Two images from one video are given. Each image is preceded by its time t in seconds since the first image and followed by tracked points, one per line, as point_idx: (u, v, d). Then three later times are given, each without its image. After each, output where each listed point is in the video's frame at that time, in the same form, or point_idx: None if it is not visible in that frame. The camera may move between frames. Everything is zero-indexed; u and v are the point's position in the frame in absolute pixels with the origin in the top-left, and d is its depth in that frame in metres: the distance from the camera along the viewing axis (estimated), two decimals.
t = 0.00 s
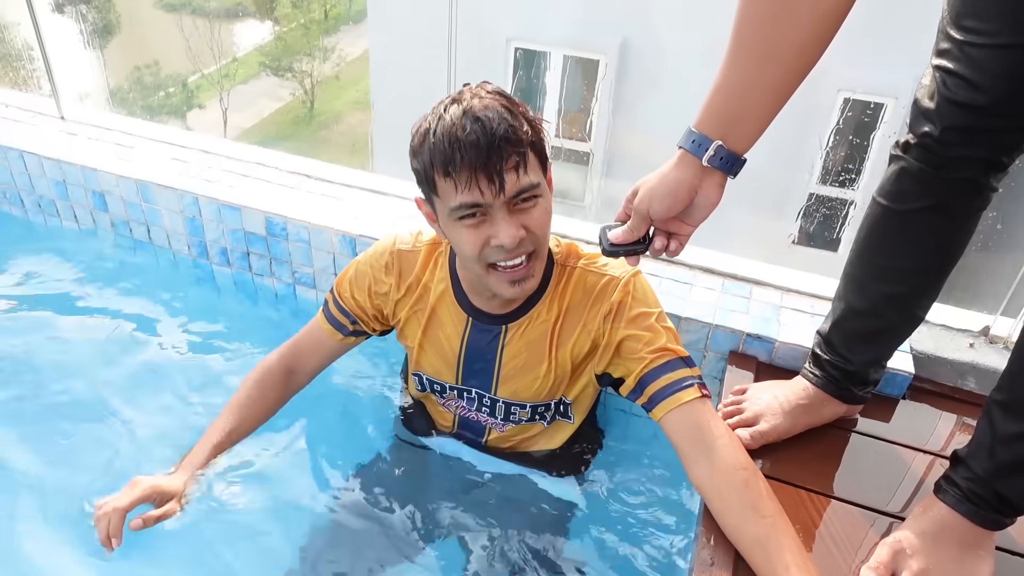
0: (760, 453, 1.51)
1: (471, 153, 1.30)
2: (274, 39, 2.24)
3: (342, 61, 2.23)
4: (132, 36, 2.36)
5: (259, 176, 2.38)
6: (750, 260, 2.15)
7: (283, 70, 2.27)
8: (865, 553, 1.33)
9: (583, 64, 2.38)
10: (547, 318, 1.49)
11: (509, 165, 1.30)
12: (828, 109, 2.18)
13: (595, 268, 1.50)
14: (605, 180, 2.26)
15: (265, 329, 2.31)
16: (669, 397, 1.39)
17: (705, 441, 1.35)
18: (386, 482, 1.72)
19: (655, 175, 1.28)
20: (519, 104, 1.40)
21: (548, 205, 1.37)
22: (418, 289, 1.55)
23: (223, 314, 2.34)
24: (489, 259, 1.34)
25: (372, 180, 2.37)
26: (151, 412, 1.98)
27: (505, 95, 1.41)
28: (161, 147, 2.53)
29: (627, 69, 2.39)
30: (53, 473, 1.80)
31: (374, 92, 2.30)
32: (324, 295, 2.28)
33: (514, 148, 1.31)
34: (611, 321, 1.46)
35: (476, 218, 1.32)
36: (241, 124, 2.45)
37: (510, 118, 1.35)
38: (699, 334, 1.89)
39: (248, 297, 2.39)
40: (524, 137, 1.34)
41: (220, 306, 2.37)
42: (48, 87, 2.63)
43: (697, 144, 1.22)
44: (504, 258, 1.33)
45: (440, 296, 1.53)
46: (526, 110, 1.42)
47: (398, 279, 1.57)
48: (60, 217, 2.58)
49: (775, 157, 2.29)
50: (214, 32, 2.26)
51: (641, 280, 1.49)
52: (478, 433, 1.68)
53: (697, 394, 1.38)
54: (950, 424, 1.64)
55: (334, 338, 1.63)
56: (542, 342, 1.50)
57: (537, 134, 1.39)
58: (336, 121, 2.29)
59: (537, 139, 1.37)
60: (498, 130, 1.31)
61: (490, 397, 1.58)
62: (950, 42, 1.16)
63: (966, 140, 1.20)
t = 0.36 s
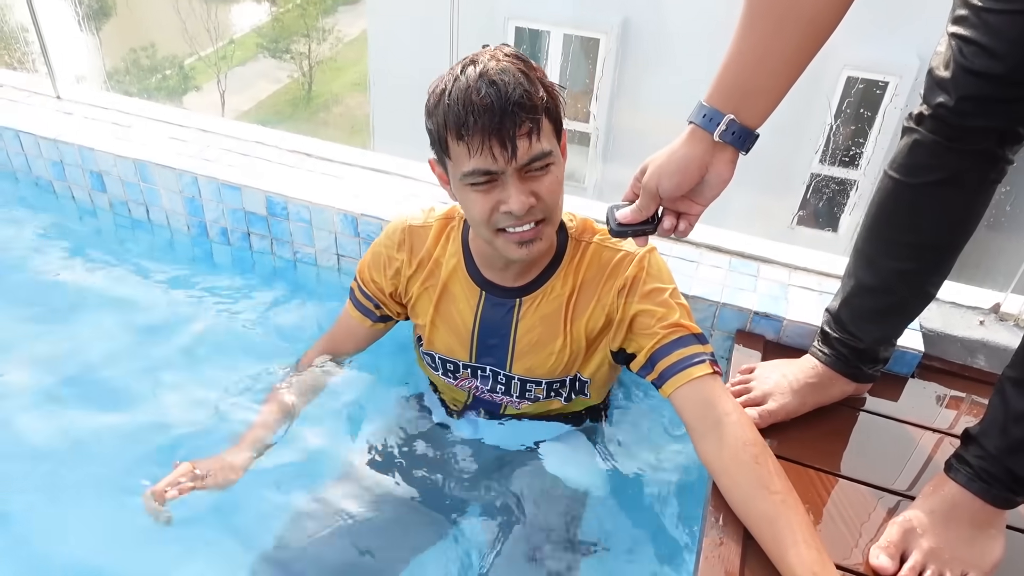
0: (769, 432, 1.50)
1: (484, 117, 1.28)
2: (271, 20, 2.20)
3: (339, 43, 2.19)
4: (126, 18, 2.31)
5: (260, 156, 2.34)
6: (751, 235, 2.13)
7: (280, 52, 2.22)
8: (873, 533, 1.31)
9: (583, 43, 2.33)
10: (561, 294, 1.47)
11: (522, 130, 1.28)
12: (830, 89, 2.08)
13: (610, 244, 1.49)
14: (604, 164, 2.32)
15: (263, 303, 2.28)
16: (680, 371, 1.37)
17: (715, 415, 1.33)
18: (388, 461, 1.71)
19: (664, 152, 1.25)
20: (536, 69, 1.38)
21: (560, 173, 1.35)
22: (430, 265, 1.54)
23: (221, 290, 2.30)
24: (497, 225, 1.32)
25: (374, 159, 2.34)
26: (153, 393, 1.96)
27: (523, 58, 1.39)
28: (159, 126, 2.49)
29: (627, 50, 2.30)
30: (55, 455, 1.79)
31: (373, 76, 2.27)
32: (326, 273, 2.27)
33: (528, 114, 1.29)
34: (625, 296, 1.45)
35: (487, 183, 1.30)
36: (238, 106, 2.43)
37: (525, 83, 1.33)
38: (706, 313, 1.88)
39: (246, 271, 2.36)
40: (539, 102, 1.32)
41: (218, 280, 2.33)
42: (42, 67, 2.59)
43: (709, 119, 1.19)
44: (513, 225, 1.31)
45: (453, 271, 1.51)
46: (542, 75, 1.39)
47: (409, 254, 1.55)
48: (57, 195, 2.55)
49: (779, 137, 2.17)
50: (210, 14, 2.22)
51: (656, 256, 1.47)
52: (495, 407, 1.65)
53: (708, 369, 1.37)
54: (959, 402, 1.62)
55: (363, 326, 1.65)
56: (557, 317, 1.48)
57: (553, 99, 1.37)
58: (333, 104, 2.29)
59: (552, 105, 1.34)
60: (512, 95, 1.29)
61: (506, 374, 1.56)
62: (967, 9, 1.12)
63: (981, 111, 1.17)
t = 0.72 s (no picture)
0: (757, 433, 1.49)
1: (492, 98, 1.27)
2: (265, 13, 2.20)
3: (335, 36, 2.18)
4: (119, 10, 2.30)
5: (247, 148, 2.31)
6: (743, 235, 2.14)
7: (274, 45, 2.22)
8: (859, 533, 1.31)
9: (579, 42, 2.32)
10: (560, 292, 1.46)
11: (529, 113, 1.27)
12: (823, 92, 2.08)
13: (609, 246, 1.47)
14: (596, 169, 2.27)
15: (252, 305, 2.27)
16: (667, 371, 1.37)
17: (701, 415, 1.32)
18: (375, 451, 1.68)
19: (655, 143, 1.23)
20: (543, 59, 1.38)
21: (566, 161, 1.33)
22: (426, 261, 1.52)
23: (210, 291, 2.30)
24: (504, 209, 1.29)
25: (363, 153, 2.28)
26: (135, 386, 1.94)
27: (531, 50, 1.39)
28: (147, 117, 2.46)
29: (623, 49, 2.29)
30: (35, 448, 1.76)
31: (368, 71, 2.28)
32: (313, 269, 2.25)
33: (536, 97, 1.29)
34: (621, 296, 1.44)
35: (494, 166, 1.28)
36: (231, 99, 2.39)
37: (533, 69, 1.32)
38: (696, 312, 1.87)
39: (234, 274, 2.35)
40: (547, 88, 1.31)
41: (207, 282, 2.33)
42: (29, 56, 2.55)
43: (701, 111, 1.18)
44: (521, 209, 1.28)
45: (451, 267, 1.50)
46: (550, 68, 1.39)
47: (404, 250, 1.54)
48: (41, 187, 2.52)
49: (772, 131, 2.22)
50: (203, 5, 2.20)
51: (655, 260, 1.46)
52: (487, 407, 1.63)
53: (696, 369, 1.36)
54: (946, 404, 1.62)
55: (373, 327, 1.64)
56: (555, 315, 1.47)
57: (559, 88, 1.36)
58: (327, 98, 2.24)
59: (558, 92, 1.33)
60: (519, 78, 1.29)
61: (501, 372, 1.54)
62: (958, 9, 1.12)
63: (971, 111, 1.16)
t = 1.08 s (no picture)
0: (750, 430, 1.49)
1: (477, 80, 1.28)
2: (258, 8, 2.16)
3: (327, 32, 2.11)
4: (111, 5, 2.27)
5: (237, 145, 2.32)
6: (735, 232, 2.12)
7: (267, 41, 2.17)
8: (852, 532, 1.30)
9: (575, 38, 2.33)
10: (564, 286, 1.45)
11: (512, 95, 1.27)
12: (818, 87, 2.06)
13: (612, 240, 1.48)
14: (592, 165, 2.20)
15: (244, 307, 2.26)
16: (652, 368, 1.38)
17: (680, 415, 1.33)
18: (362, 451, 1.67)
19: (651, 144, 1.22)
20: (548, 49, 1.37)
21: (555, 148, 1.31)
22: (429, 256, 1.51)
23: (200, 290, 2.29)
24: (485, 191, 1.30)
25: (356, 150, 2.32)
26: (123, 385, 1.92)
27: (540, 41, 1.39)
28: (137, 113, 2.47)
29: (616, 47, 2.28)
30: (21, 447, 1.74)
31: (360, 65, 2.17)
32: (305, 268, 2.23)
33: (521, 80, 1.28)
34: (619, 288, 1.44)
35: (477, 147, 1.30)
36: (224, 96, 2.37)
37: (528, 56, 1.32)
38: (689, 310, 1.86)
39: (226, 274, 2.34)
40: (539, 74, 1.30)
41: (197, 282, 2.32)
42: (19, 52, 2.53)
43: (696, 111, 1.17)
44: (498, 190, 1.28)
45: (455, 264, 1.49)
46: (558, 57, 1.38)
47: (406, 246, 1.52)
48: (29, 184, 2.49)
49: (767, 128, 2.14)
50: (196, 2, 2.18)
51: (656, 254, 1.46)
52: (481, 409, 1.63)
53: (679, 367, 1.36)
54: (938, 401, 1.62)
55: (372, 320, 1.61)
56: (558, 311, 1.46)
57: (557, 76, 1.34)
58: (320, 94, 2.20)
59: (553, 78, 1.32)
60: (509, 63, 1.29)
61: (501, 368, 1.54)
62: (952, 5, 1.11)
63: (965, 109, 1.15)
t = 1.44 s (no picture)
0: (749, 445, 1.48)
1: (505, 109, 1.30)
2: (258, 17, 2.17)
3: (327, 41, 2.12)
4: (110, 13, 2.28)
5: (236, 155, 2.32)
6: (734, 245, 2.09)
7: (266, 49, 2.17)
8: (851, 547, 1.29)
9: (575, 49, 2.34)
10: (566, 301, 1.45)
11: (512, 131, 1.30)
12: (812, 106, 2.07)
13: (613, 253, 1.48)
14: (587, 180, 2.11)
15: (241, 315, 2.25)
16: (654, 382, 1.37)
17: (682, 429, 1.33)
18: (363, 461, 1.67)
19: (661, 165, 1.22)
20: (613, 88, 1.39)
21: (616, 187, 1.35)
22: (432, 275, 1.50)
23: (196, 298, 2.28)
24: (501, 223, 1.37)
25: (355, 160, 2.32)
26: (119, 396, 1.91)
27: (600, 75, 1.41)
28: (135, 123, 2.47)
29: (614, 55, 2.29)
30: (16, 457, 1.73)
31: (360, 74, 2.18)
32: (303, 277, 2.23)
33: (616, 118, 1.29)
34: (621, 303, 1.44)
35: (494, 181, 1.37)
36: (223, 103, 2.37)
37: (535, 80, 1.29)
38: (687, 322, 1.86)
39: (225, 282, 2.33)
40: (574, 91, 1.25)
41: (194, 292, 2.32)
42: (18, 60, 2.53)
43: (707, 133, 1.17)
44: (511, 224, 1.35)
45: (458, 281, 1.48)
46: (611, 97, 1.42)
47: (407, 267, 1.50)
48: (28, 193, 2.50)
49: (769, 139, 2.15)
50: (195, 10, 2.19)
51: (658, 269, 1.47)
52: (489, 431, 1.62)
53: (684, 381, 1.36)
54: (937, 414, 1.62)
55: (379, 348, 1.59)
56: (561, 325, 1.46)
57: (571, 92, 1.26)
58: (319, 102, 2.21)
59: (557, 99, 1.25)
60: (514, 94, 1.30)
61: (507, 386, 1.53)
62: (950, 22, 1.12)
63: (963, 124, 1.16)
